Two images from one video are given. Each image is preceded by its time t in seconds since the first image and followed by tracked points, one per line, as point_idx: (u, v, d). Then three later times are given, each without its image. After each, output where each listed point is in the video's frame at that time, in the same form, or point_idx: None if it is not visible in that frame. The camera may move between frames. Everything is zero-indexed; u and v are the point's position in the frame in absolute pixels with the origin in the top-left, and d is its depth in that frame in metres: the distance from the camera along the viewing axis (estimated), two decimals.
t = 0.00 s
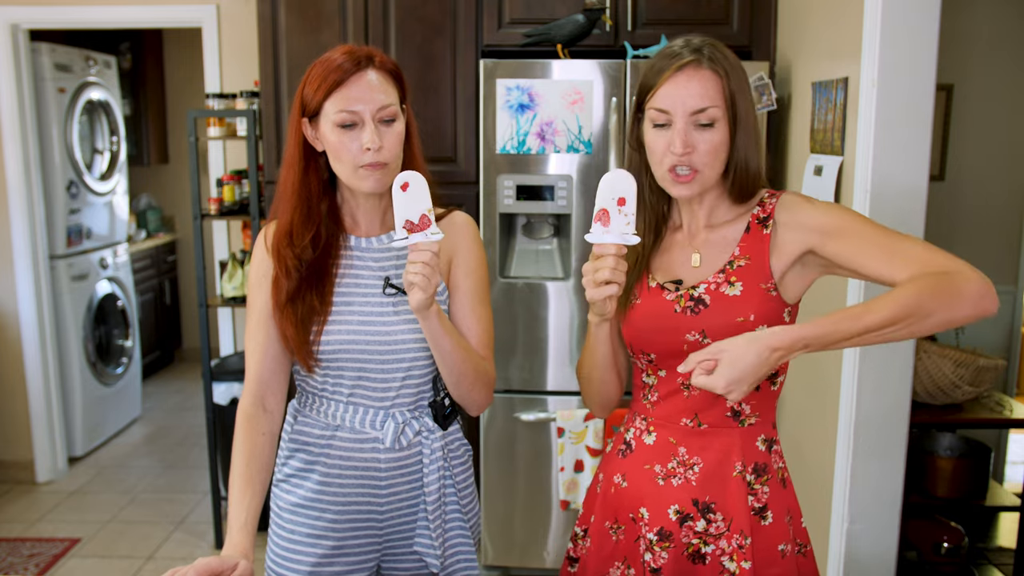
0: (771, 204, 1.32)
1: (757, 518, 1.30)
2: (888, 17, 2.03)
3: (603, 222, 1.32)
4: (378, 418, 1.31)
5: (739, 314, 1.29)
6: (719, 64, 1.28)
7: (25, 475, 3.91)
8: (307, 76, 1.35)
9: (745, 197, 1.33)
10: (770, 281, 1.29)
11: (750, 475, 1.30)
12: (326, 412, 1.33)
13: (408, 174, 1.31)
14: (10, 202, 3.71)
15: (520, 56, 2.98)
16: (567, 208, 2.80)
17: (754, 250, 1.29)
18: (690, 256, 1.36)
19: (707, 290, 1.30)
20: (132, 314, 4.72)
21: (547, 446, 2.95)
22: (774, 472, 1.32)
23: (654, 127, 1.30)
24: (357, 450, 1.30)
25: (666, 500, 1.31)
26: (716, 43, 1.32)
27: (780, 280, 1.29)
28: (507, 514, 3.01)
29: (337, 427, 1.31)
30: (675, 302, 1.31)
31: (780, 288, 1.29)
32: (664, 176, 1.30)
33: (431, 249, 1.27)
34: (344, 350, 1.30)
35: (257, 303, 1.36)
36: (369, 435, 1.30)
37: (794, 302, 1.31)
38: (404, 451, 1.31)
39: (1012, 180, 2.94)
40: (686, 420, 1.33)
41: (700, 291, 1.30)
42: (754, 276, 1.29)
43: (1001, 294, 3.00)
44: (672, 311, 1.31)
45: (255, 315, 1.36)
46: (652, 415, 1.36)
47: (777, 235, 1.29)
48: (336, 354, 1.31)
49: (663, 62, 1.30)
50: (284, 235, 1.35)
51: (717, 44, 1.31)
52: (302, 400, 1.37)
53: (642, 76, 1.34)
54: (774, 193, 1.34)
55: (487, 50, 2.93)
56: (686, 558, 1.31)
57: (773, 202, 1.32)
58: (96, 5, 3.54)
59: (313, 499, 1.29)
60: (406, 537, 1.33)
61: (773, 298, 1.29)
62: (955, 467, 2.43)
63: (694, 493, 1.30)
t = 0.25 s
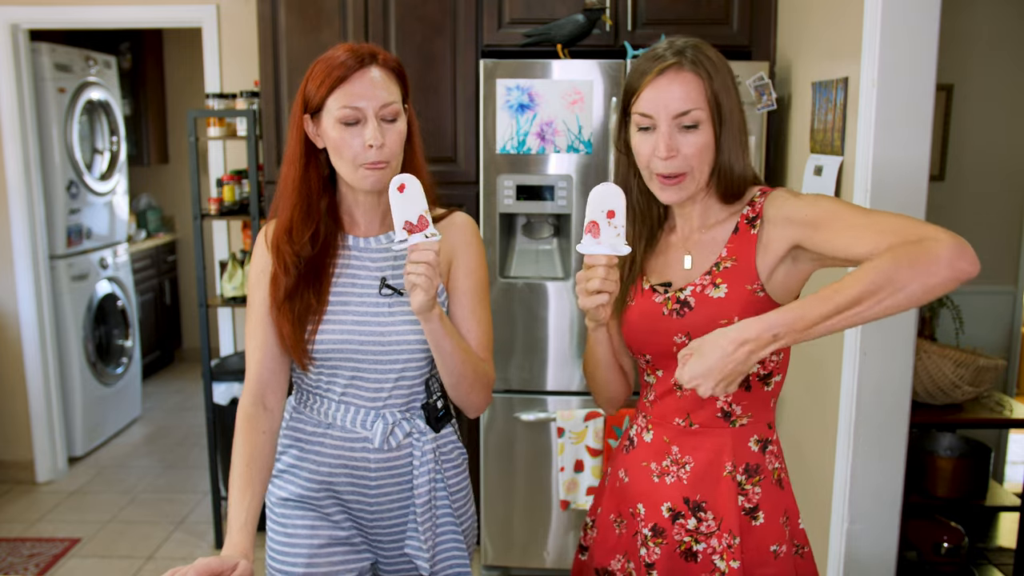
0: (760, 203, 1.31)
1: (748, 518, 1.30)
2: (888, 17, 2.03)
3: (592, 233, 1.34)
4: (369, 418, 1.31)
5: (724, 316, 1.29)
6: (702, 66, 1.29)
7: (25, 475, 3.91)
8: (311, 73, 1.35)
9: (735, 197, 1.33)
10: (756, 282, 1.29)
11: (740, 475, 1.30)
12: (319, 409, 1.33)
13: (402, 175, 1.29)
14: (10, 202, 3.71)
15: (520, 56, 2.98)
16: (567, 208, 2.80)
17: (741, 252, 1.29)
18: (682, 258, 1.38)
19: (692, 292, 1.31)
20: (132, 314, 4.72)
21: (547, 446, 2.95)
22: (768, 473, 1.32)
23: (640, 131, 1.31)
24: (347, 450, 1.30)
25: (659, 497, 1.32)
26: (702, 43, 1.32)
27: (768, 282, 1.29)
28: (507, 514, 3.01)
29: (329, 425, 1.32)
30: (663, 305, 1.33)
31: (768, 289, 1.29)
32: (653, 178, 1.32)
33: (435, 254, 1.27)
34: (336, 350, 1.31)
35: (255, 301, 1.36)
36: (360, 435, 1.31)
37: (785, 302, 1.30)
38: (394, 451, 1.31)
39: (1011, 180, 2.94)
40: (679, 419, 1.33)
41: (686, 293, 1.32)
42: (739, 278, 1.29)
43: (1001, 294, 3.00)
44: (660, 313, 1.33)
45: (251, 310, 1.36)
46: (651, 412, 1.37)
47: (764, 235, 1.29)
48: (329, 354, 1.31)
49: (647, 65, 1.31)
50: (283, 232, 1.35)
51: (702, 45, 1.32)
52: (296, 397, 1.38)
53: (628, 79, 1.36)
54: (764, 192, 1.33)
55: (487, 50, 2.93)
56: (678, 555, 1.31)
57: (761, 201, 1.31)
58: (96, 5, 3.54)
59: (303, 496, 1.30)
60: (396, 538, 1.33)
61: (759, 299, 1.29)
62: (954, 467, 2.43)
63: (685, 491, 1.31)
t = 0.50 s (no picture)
0: (747, 204, 1.30)
1: (751, 517, 1.30)
2: (888, 17, 2.03)
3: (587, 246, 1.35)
4: (365, 420, 1.31)
5: (714, 321, 1.30)
6: (688, 68, 1.29)
7: (25, 475, 3.91)
8: (307, 72, 1.35)
9: (723, 200, 1.33)
10: (746, 286, 1.29)
11: (741, 475, 1.30)
12: (313, 412, 1.33)
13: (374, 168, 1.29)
14: (10, 202, 3.71)
15: (520, 56, 2.98)
16: (567, 208, 2.80)
17: (731, 256, 1.30)
18: (676, 263, 1.39)
19: (683, 298, 1.33)
20: (132, 314, 4.72)
21: (546, 446, 2.94)
22: (770, 472, 1.32)
23: (627, 132, 1.32)
24: (344, 452, 1.30)
25: (664, 497, 1.33)
26: (692, 46, 1.33)
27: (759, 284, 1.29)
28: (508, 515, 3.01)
29: (323, 427, 1.32)
30: (657, 311, 1.36)
31: (760, 291, 1.29)
32: (638, 179, 1.32)
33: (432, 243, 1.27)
34: (330, 353, 1.30)
35: (248, 301, 1.36)
36: (356, 437, 1.30)
37: (777, 302, 1.29)
38: (391, 453, 1.31)
39: (1011, 179, 2.94)
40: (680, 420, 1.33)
41: (677, 299, 1.33)
42: (728, 282, 1.29)
43: (1001, 294, 3.00)
44: (654, 320, 1.36)
45: (247, 312, 1.36)
46: (654, 413, 1.37)
47: (751, 238, 1.28)
48: (323, 355, 1.31)
49: (637, 67, 1.32)
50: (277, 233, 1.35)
51: (691, 47, 1.32)
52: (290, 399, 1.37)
53: (618, 81, 1.36)
54: (753, 192, 1.32)
55: (487, 50, 2.93)
56: (683, 555, 1.31)
57: (749, 202, 1.30)
58: (96, 5, 3.54)
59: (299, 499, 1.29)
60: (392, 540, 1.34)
61: (751, 302, 1.29)
62: (955, 467, 2.43)
63: (689, 491, 1.31)
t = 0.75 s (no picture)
0: (753, 203, 1.31)
1: (762, 512, 1.30)
2: (888, 17, 2.03)
3: (589, 253, 1.35)
4: (369, 422, 1.31)
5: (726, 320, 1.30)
6: (693, 60, 1.29)
7: (25, 475, 3.91)
8: (300, 66, 1.34)
9: (723, 197, 1.33)
10: (756, 284, 1.29)
11: (752, 471, 1.30)
12: (313, 416, 1.31)
13: (360, 165, 1.31)
14: (10, 202, 3.71)
15: (520, 56, 2.98)
16: (566, 208, 2.80)
17: (739, 254, 1.30)
18: (680, 263, 1.38)
19: (693, 298, 1.32)
20: (132, 314, 4.72)
21: (546, 446, 2.94)
22: (779, 467, 1.32)
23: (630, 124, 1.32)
24: (348, 456, 1.29)
25: (672, 497, 1.32)
26: (695, 41, 1.33)
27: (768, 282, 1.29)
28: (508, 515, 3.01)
29: (325, 432, 1.30)
30: (664, 311, 1.34)
31: (768, 289, 1.29)
32: (640, 171, 1.32)
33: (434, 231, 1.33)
34: (332, 355, 1.30)
35: (237, 297, 1.35)
36: (360, 441, 1.30)
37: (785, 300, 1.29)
38: (396, 456, 1.31)
39: (1011, 179, 2.94)
40: (688, 420, 1.33)
41: (687, 299, 1.33)
42: (739, 280, 1.30)
43: (1001, 294, 3.00)
44: (662, 320, 1.34)
45: (236, 311, 1.34)
46: (659, 413, 1.37)
47: (760, 235, 1.29)
48: (325, 358, 1.30)
49: (641, 58, 1.32)
50: (268, 228, 1.35)
51: (695, 41, 1.32)
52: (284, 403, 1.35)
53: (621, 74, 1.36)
54: (757, 190, 1.33)
55: (487, 50, 2.93)
56: (693, 554, 1.31)
57: (755, 201, 1.31)
58: (97, 5, 3.54)
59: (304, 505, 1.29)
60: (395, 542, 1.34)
61: (760, 300, 1.29)
62: (955, 467, 2.43)
63: (698, 490, 1.31)
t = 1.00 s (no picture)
0: (769, 200, 1.32)
1: (770, 509, 1.32)
2: (888, 17, 2.03)
3: (621, 233, 1.31)
4: (375, 422, 1.32)
5: (746, 315, 1.29)
6: (716, 49, 1.31)
7: (25, 475, 3.91)
8: (293, 61, 1.34)
9: (738, 190, 1.34)
10: (773, 280, 1.30)
11: (761, 468, 1.31)
12: (316, 419, 1.30)
13: (363, 164, 1.33)
14: (10, 202, 3.71)
15: (520, 56, 2.98)
16: (567, 207, 2.80)
17: (757, 250, 1.30)
18: (692, 257, 1.36)
19: (712, 293, 1.30)
20: (132, 314, 4.72)
21: (546, 446, 2.95)
22: (785, 464, 1.34)
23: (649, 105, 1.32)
24: (353, 458, 1.29)
25: (680, 496, 1.32)
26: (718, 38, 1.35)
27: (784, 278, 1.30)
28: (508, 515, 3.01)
29: (330, 434, 1.29)
30: (681, 306, 1.31)
31: (784, 286, 1.31)
32: (654, 153, 1.32)
33: (447, 228, 1.40)
34: (336, 355, 1.28)
35: (227, 295, 1.30)
36: (365, 441, 1.30)
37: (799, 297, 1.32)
38: (400, 456, 1.32)
39: (1011, 179, 2.94)
40: (696, 419, 1.33)
41: (705, 294, 1.31)
42: (756, 277, 1.30)
43: (1001, 294, 3.00)
44: (678, 316, 1.31)
45: (230, 312, 1.30)
46: (663, 413, 1.36)
47: (778, 232, 1.30)
48: (330, 358, 1.28)
49: (664, 44, 1.34)
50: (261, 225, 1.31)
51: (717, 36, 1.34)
52: (281, 405, 1.33)
53: (641, 64, 1.38)
54: (772, 189, 1.34)
55: (487, 50, 2.93)
56: (701, 553, 1.31)
57: (772, 198, 1.33)
58: (97, 5, 3.54)
59: (307, 509, 1.28)
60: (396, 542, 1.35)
61: (778, 296, 1.30)
62: (955, 467, 2.43)
63: (707, 489, 1.30)
